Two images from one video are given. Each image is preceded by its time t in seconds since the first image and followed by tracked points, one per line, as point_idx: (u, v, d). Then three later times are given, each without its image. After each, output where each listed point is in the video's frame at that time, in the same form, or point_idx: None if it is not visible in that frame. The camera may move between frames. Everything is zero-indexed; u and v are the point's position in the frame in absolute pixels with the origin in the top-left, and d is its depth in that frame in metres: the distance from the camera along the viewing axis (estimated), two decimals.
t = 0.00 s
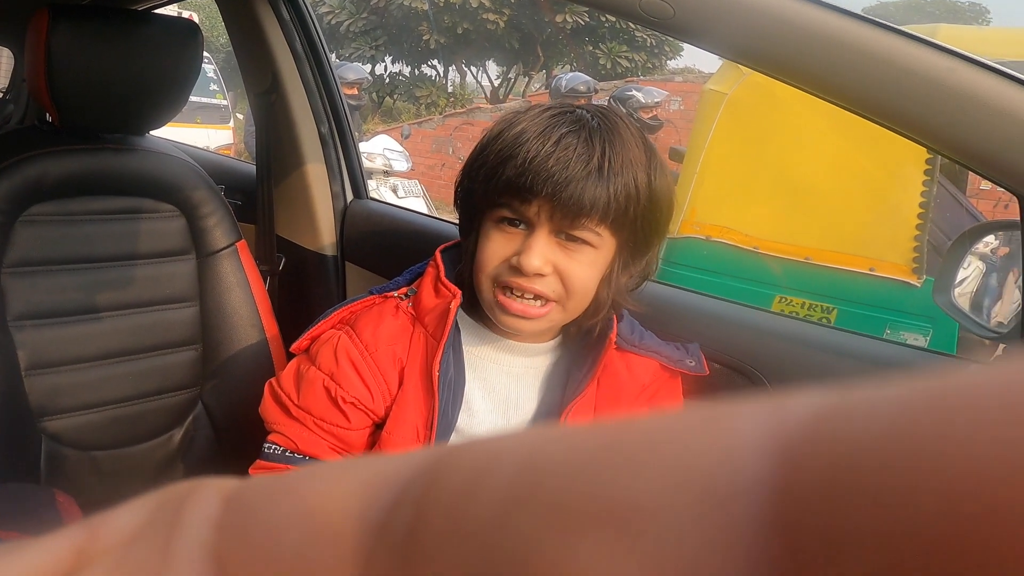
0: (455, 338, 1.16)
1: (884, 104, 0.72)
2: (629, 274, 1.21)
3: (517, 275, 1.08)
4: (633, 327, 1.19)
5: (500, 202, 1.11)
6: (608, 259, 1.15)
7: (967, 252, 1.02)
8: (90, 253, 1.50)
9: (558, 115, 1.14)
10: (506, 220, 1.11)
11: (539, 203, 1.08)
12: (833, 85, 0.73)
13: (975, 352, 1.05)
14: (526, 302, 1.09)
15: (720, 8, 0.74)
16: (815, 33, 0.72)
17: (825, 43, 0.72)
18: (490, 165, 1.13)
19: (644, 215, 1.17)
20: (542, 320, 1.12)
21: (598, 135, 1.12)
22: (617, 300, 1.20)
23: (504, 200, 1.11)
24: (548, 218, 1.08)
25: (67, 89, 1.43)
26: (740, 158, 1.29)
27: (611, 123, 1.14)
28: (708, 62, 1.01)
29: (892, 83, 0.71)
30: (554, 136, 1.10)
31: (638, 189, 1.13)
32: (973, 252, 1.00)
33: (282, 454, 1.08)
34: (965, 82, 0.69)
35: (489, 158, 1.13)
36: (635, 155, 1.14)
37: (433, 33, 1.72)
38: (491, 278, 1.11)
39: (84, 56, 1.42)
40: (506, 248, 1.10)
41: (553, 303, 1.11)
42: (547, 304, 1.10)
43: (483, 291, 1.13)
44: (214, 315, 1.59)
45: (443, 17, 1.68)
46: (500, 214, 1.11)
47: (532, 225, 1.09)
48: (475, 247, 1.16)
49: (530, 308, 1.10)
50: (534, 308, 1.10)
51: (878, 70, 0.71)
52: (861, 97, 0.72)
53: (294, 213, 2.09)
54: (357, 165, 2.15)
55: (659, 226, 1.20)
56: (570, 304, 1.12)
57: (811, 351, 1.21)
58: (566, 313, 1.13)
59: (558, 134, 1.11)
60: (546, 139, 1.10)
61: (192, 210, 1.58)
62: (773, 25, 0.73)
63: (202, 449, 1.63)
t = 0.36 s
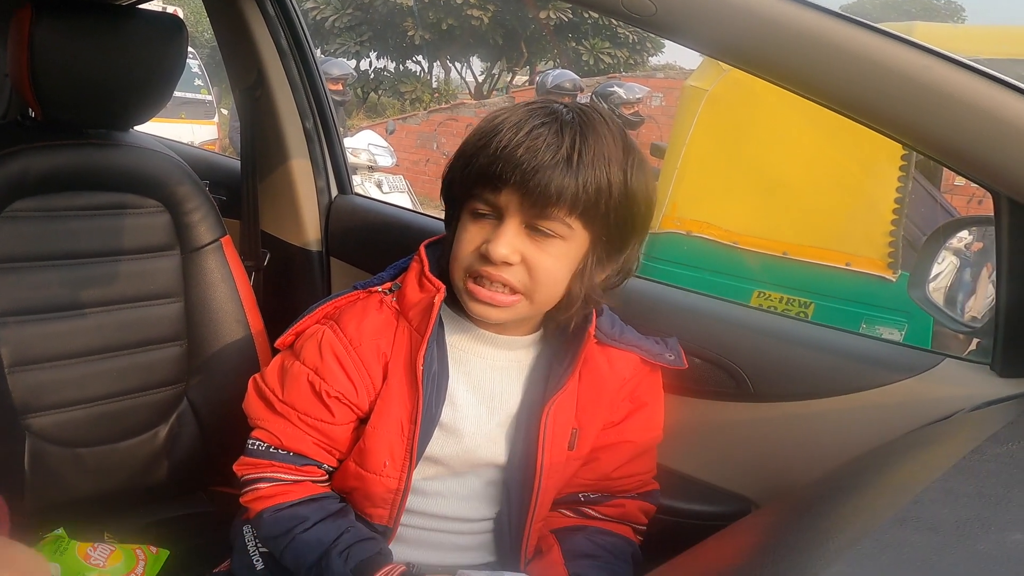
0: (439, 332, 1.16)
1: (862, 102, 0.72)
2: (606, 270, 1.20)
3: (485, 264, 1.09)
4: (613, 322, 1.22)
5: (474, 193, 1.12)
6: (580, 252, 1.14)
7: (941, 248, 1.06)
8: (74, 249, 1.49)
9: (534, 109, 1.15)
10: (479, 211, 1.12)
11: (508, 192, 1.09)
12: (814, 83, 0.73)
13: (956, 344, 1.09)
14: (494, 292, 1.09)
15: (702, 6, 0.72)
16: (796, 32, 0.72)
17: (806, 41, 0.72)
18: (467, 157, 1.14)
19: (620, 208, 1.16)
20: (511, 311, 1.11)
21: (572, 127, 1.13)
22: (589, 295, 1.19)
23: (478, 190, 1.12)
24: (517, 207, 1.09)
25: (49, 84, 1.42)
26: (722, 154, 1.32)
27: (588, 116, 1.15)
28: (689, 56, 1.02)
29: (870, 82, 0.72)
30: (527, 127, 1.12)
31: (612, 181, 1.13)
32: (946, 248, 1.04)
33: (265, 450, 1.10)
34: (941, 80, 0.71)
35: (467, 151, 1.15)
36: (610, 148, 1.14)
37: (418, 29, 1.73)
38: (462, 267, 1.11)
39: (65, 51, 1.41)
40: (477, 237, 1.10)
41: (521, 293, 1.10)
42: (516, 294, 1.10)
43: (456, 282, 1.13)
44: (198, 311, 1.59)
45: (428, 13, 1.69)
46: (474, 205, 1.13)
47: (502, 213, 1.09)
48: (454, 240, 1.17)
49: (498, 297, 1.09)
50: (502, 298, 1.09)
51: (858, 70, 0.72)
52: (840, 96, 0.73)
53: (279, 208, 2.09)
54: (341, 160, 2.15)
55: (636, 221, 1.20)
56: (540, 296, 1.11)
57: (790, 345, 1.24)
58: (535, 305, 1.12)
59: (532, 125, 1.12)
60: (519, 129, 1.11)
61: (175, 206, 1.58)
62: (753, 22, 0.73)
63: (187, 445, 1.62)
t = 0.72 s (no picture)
0: (432, 329, 1.17)
1: (849, 101, 0.73)
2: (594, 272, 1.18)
3: (466, 246, 1.08)
4: (605, 319, 1.23)
5: (470, 179, 1.14)
6: (565, 248, 1.13)
7: (927, 245, 1.07)
8: (64, 247, 1.49)
9: (538, 105, 1.17)
10: (471, 197, 1.13)
11: (498, 174, 1.10)
12: (802, 81, 0.74)
13: (945, 341, 1.10)
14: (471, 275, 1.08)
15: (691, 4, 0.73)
16: (784, 31, 0.73)
17: (794, 40, 0.73)
18: (470, 147, 1.17)
19: (610, 208, 1.15)
20: (486, 297, 1.10)
21: (572, 120, 1.14)
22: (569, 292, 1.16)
23: (474, 178, 1.14)
24: (503, 190, 1.09)
25: (40, 82, 1.42)
26: (710, 152, 1.32)
27: (589, 113, 1.17)
28: (679, 55, 1.02)
29: (858, 81, 0.72)
30: (529, 116, 1.14)
31: (603, 177, 1.13)
32: (933, 245, 1.05)
33: (259, 447, 1.10)
34: (928, 78, 0.71)
35: (472, 140, 1.18)
36: (607, 145, 1.14)
37: (410, 27, 1.73)
38: (447, 250, 1.11)
39: (56, 49, 1.41)
40: (465, 221, 1.11)
41: (497, 279, 1.08)
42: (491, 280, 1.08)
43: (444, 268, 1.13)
44: (190, 308, 1.60)
45: (420, 10, 1.70)
46: (468, 193, 1.14)
47: (490, 197, 1.10)
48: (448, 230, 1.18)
49: (473, 279, 1.08)
50: (479, 282, 1.08)
51: (844, 67, 0.73)
52: (829, 94, 0.74)
53: (270, 206, 2.09)
54: (333, 158, 2.15)
55: (630, 224, 1.18)
56: (515, 286, 1.09)
57: (778, 342, 1.26)
58: (511, 295, 1.10)
59: (533, 117, 1.14)
60: (521, 118, 1.14)
61: (167, 203, 1.58)
62: (742, 20, 0.73)
63: (179, 444, 1.62)
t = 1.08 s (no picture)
0: (426, 328, 1.16)
1: (845, 101, 0.74)
2: (596, 264, 1.19)
3: (467, 248, 1.08)
4: (600, 319, 1.23)
5: (466, 180, 1.13)
6: (565, 243, 1.13)
7: (923, 244, 1.08)
8: (61, 246, 1.48)
9: (530, 104, 1.17)
10: (468, 199, 1.12)
11: (495, 175, 1.10)
12: (799, 82, 0.74)
13: (941, 341, 1.10)
14: (474, 277, 1.08)
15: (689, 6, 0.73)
16: (781, 32, 0.73)
17: (791, 40, 0.73)
18: (463, 149, 1.17)
19: (607, 201, 1.16)
20: (491, 298, 1.09)
21: (563, 117, 1.15)
22: (573, 285, 1.18)
23: (470, 179, 1.13)
24: (502, 191, 1.09)
25: (37, 82, 1.42)
26: (704, 151, 1.32)
27: (579, 110, 1.17)
28: (676, 54, 1.02)
29: (854, 82, 0.73)
30: (520, 115, 1.14)
31: (600, 172, 1.13)
32: (928, 244, 1.06)
33: (254, 441, 1.11)
34: (923, 77, 0.71)
35: (464, 142, 1.18)
36: (600, 140, 1.15)
37: (407, 26, 1.74)
38: (448, 253, 1.10)
39: (54, 49, 1.41)
40: (464, 223, 1.10)
41: (500, 280, 1.08)
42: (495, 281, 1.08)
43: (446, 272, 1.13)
44: (187, 308, 1.60)
45: (417, 10, 1.71)
46: (464, 195, 1.14)
47: (488, 198, 1.10)
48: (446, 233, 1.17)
49: (478, 282, 1.08)
50: (482, 284, 1.08)
51: (841, 66, 0.73)
52: (827, 94, 0.74)
53: (268, 205, 2.09)
54: (330, 157, 2.15)
55: (626, 216, 1.20)
56: (519, 284, 1.09)
57: (775, 341, 1.27)
58: (516, 294, 1.10)
59: (525, 115, 1.15)
60: (512, 117, 1.14)
61: (164, 202, 1.58)
62: (740, 22, 0.73)
63: (176, 443, 1.62)
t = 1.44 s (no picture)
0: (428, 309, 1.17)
1: (845, 101, 0.74)
2: (595, 265, 1.19)
3: (470, 247, 1.07)
4: (598, 317, 1.24)
5: (469, 179, 1.13)
6: (567, 243, 1.13)
7: (923, 243, 1.07)
8: (61, 246, 1.48)
9: (532, 106, 1.18)
10: (471, 197, 1.11)
11: (499, 174, 1.09)
12: (799, 82, 0.74)
13: (939, 340, 1.10)
14: (477, 275, 1.07)
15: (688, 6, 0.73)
16: (781, 32, 0.73)
17: (791, 40, 0.73)
18: (466, 149, 1.16)
19: (608, 202, 1.16)
20: (493, 295, 1.08)
21: (566, 119, 1.15)
22: (573, 285, 1.18)
23: (472, 179, 1.13)
24: (506, 190, 1.08)
25: (37, 82, 1.42)
26: (703, 151, 1.32)
27: (581, 112, 1.18)
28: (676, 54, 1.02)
29: (854, 82, 0.73)
30: (523, 117, 1.14)
31: (602, 173, 1.14)
32: (928, 244, 1.05)
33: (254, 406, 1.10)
34: (923, 77, 0.71)
35: (466, 142, 1.17)
36: (602, 141, 1.16)
37: (407, 26, 1.74)
38: (450, 252, 1.09)
39: (53, 49, 1.41)
40: (467, 222, 1.09)
41: (502, 277, 1.07)
42: (497, 279, 1.07)
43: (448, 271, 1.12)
44: (187, 307, 1.60)
45: (417, 10, 1.71)
46: (466, 194, 1.13)
47: (492, 197, 1.09)
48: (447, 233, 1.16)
49: (480, 280, 1.07)
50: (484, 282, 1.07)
51: (841, 66, 0.73)
52: (828, 95, 0.74)
53: (267, 205, 2.09)
54: (330, 156, 2.15)
55: (626, 217, 1.20)
56: (521, 282, 1.08)
57: (774, 341, 1.27)
58: (516, 292, 1.09)
59: (528, 116, 1.15)
60: (515, 119, 1.14)
61: (164, 202, 1.58)
62: (740, 23, 0.73)
63: (176, 442, 1.62)
